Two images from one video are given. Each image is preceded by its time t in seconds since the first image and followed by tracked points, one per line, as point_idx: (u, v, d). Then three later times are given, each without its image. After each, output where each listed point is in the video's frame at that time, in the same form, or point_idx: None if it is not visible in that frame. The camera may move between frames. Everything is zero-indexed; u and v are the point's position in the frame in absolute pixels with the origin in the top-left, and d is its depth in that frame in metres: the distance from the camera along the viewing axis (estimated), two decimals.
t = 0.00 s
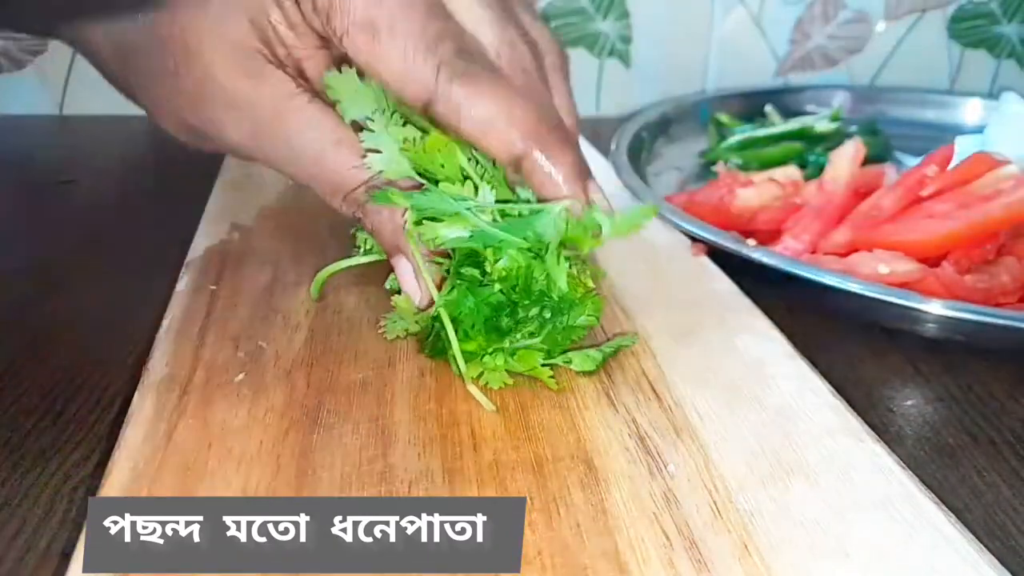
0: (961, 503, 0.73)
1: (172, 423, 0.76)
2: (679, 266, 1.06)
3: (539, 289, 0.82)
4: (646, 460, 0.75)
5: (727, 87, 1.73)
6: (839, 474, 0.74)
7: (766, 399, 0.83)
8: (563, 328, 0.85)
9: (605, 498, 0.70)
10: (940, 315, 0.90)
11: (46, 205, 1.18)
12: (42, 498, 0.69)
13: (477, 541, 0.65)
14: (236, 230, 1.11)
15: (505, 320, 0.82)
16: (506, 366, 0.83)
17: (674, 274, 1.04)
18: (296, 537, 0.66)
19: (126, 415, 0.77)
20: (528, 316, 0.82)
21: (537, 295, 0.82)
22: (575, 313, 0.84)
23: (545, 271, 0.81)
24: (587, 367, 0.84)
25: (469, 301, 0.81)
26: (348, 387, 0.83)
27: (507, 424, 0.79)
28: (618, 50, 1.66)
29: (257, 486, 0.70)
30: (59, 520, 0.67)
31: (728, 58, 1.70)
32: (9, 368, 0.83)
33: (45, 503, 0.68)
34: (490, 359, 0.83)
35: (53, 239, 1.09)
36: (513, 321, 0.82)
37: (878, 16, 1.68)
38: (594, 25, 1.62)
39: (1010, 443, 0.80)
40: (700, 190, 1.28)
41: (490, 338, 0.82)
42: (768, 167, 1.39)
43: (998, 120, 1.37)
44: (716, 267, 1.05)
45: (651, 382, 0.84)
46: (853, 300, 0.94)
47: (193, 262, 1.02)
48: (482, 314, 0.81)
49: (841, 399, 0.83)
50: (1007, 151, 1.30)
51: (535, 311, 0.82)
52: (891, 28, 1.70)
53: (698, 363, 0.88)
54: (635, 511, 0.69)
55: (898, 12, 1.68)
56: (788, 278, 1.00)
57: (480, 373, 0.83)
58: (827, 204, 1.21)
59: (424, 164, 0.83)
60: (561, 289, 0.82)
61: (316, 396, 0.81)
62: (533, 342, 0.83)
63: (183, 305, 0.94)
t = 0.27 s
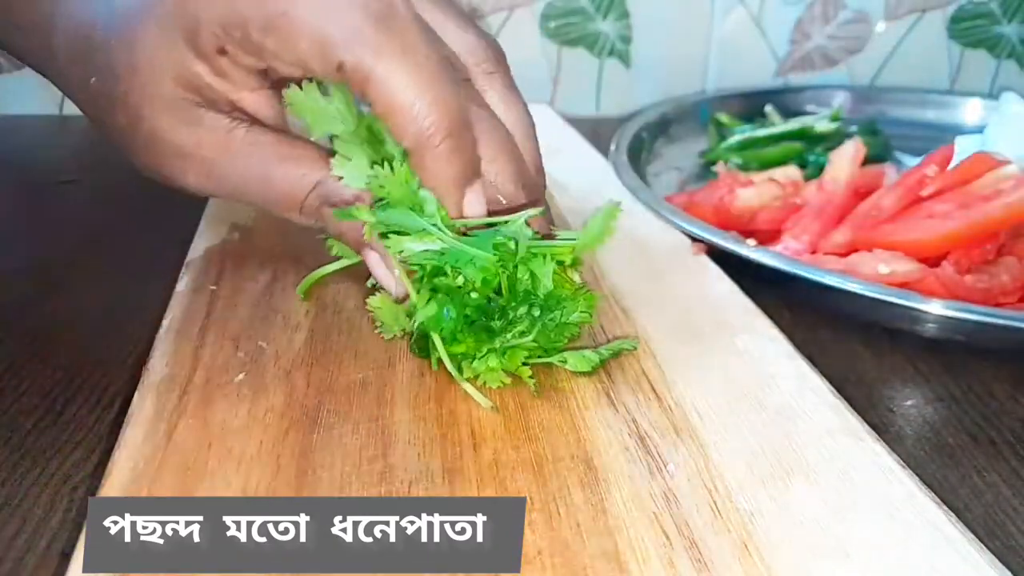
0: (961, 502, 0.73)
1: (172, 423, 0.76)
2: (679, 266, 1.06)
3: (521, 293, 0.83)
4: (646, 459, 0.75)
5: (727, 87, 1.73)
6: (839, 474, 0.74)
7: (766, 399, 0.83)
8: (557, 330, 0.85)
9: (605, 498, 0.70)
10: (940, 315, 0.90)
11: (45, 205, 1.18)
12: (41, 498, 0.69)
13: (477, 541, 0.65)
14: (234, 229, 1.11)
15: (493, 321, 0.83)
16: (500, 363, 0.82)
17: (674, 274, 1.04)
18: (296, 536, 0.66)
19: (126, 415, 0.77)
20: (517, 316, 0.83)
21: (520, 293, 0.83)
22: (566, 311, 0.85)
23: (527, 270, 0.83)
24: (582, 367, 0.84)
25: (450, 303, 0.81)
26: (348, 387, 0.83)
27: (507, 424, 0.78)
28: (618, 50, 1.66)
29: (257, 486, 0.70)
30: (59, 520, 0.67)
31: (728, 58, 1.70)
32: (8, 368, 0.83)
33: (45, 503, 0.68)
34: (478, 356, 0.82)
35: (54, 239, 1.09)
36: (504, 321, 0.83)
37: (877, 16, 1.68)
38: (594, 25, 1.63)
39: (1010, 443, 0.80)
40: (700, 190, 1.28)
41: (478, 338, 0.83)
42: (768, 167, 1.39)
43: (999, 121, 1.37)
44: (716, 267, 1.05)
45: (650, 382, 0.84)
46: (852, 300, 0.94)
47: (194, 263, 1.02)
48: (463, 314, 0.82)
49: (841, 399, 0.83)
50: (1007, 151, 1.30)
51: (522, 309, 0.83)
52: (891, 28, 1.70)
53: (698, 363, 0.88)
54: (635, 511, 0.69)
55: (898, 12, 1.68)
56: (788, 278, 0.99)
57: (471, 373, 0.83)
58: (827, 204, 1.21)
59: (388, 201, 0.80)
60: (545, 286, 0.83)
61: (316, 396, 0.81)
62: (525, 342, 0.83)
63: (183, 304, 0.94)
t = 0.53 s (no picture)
0: (960, 502, 0.73)
1: (172, 423, 0.76)
2: (679, 266, 1.06)
3: (515, 298, 0.83)
4: (646, 459, 0.75)
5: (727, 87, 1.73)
6: (839, 474, 0.74)
7: (766, 399, 0.82)
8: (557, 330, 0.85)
9: (605, 498, 0.70)
10: (940, 315, 0.89)
11: (45, 206, 1.18)
12: (41, 498, 0.69)
13: (477, 541, 0.65)
14: (234, 229, 1.11)
15: (493, 325, 0.84)
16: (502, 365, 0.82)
17: (674, 274, 1.04)
18: (296, 536, 0.66)
19: (126, 415, 0.77)
20: (514, 322, 0.83)
21: (515, 299, 0.83)
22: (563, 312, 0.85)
23: (518, 275, 0.82)
24: (582, 370, 0.84)
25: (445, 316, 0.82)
26: (348, 387, 0.83)
27: (507, 424, 0.78)
28: (618, 50, 1.66)
29: (257, 486, 0.70)
30: (59, 520, 0.67)
31: (728, 58, 1.70)
32: (8, 368, 0.83)
33: (45, 503, 0.68)
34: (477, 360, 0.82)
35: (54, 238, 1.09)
36: (505, 325, 0.84)
37: (878, 16, 1.68)
38: (594, 25, 1.63)
39: (1010, 442, 0.80)
40: (700, 190, 1.28)
41: (477, 345, 0.83)
42: (768, 167, 1.39)
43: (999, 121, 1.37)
44: (716, 267, 1.05)
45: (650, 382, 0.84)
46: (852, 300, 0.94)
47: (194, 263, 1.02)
48: (460, 324, 0.82)
49: (841, 399, 0.83)
50: (1006, 151, 1.30)
51: (519, 313, 0.83)
52: (891, 28, 1.70)
53: (698, 363, 0.88)
54: (636, 511, 0.69)
55: (898, 12, 1.68)
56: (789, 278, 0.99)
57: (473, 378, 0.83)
58: (827, 203, 1.21)
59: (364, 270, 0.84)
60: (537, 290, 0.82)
61: (315, 396, 0.81)
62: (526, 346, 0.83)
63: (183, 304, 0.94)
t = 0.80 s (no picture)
0: (960, 502, 0.73)
1: (171, 423, 0.76)
2: (680, 266, 1.06)
3: (509, 302, 0.83)
4: (646, 459, 0.75)
5: (727, 87, 1.73)
6: (839, 474, 0.74)
7: (766, 399, 0.82)
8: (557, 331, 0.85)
9: (605, 498, 0.70)
10: (940, 315, 0.89)
11: (45, 205, 1.18)
12: (42, 498, 0.69)
13: (477, 541, 0.65)
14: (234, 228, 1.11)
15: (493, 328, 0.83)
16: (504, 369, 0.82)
17: (676, 275, 1.04)
18: (297, 536, 0.66)
19: (126, 414, 0.77)
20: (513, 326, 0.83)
21: (510, 304, 0.83)
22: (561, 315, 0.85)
23: (511, 282, 0.82)
24: (582, 371, 0.84)
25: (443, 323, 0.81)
26: (348, 387, 0.83)
27: (507, 424, 0.79)
28: (618, 50, 1.66)
29: (257, 486, 0.70)
30: (59, 520, 0.67)
31: (728, 58, 1.70)
32: (9, 368, 0.83)
33: (45, 503, 0.68)
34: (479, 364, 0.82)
35: (53, 238, 1.09)
36: (504, 329, 0.83)
37: (877, 16, 1.68)
38: (594, 25, 1.63)
39: (1009, 442, 0.80)
40: (700, 190, 1.28)
41: (478, 347, 0.82)
42: (768, 167, 1.39)
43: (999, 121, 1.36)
44: (716, 267, 1.05)
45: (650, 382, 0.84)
46: (852, 300, 0.94)
47: (193, 263, 1.02)
48: (460, 331, 0.82)
49: (841, 399, 0.83)
50: (1006, 151, 1.30)
51: (515, 317, 0.83)
52: (891, 28, 1.70)
53: (698, 364, 0.88)
54: (635, 511, 0.69)
55: (898, 11, 1.67)
56: (788, 278, 0.99)
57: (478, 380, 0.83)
58: (827, 203, 1.21)
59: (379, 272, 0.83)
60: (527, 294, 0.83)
61: (315, 396, 0.81)
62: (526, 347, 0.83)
63: (182, 304, 0.94)
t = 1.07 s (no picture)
0: (960, 503, 0.73)
1: (171, 422, 0.76)
2: (680, 266, 1.06)
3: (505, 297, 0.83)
4: (646, 460, 0.75)
5: (727, 87, 1.73)
6: (838, 475, 0.74)
7: (766, 400, 0.82)
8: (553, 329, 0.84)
9: (605, 498, 0.70)
10: (940, 315, 0.89)
11: (45, 205, 1.18)
12: (42, 498, 0.69)
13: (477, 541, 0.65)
14: (234, 229, 1.11)
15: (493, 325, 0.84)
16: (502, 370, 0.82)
17: (676, 275, 1.04)
18: (296, 536, 0.66)
19: (126, 414, 0.77)
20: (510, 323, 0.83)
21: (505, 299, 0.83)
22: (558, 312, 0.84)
23: (505, 277, 0.82)
24: (579, 376, 0.83)
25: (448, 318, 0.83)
26: (348, 387, 0.83)
27: (507, 424, 0.79)
28: (618, 50, 1.66)
29: (257, 486, 0.70)
30: (59, 520, 0.67)
31: (728, 58, 1.70)
32: (9, 368, 0.83)
33: (45, 502, 0.68)
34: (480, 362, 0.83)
35: (54, 238, 1.09)
36: (502, 326, 0.84)
37: (877, 16, 1.68)
38: (594, 25, 1.63)
39: (1009, 442, 0.80)
40: (699, 190, 1.28)
41: (481, 344, 0.83)
42: (768, 167, 1.40)
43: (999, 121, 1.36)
44: (716, 267, 1.05)
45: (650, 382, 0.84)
46: (852, 300, 0.94)
47: (193, 263, 1.02)
48: (461, 323, 0.83)
49: (841, 399, 0.83)
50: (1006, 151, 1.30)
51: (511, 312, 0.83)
52: (891, 28, 1.70)
53: (697, 364, 0.88)
54: (635, 511, 0.69)
55: (898, 11, 1.68)
56: (788, 278, 0.99)
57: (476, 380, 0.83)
58: (827, 203, 1.21)
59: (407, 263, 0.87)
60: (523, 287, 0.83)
61: (315, 396, 0.81)
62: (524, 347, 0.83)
63: (183, 304, 0.94)
